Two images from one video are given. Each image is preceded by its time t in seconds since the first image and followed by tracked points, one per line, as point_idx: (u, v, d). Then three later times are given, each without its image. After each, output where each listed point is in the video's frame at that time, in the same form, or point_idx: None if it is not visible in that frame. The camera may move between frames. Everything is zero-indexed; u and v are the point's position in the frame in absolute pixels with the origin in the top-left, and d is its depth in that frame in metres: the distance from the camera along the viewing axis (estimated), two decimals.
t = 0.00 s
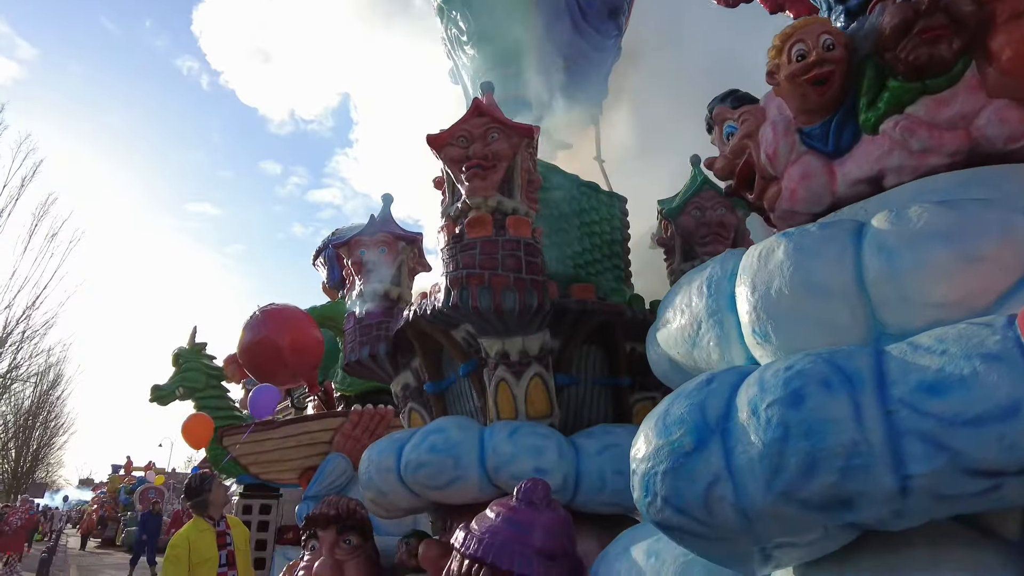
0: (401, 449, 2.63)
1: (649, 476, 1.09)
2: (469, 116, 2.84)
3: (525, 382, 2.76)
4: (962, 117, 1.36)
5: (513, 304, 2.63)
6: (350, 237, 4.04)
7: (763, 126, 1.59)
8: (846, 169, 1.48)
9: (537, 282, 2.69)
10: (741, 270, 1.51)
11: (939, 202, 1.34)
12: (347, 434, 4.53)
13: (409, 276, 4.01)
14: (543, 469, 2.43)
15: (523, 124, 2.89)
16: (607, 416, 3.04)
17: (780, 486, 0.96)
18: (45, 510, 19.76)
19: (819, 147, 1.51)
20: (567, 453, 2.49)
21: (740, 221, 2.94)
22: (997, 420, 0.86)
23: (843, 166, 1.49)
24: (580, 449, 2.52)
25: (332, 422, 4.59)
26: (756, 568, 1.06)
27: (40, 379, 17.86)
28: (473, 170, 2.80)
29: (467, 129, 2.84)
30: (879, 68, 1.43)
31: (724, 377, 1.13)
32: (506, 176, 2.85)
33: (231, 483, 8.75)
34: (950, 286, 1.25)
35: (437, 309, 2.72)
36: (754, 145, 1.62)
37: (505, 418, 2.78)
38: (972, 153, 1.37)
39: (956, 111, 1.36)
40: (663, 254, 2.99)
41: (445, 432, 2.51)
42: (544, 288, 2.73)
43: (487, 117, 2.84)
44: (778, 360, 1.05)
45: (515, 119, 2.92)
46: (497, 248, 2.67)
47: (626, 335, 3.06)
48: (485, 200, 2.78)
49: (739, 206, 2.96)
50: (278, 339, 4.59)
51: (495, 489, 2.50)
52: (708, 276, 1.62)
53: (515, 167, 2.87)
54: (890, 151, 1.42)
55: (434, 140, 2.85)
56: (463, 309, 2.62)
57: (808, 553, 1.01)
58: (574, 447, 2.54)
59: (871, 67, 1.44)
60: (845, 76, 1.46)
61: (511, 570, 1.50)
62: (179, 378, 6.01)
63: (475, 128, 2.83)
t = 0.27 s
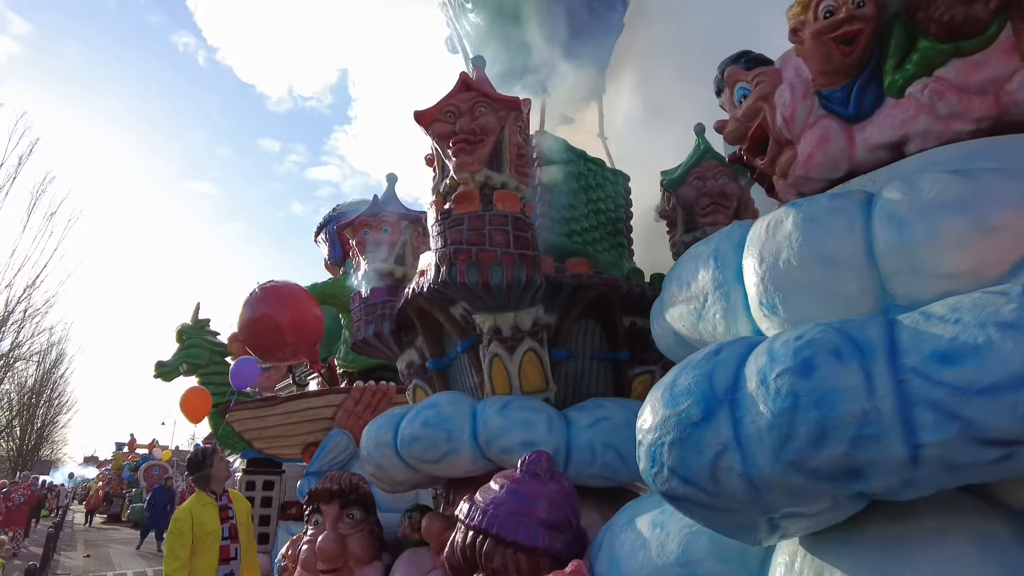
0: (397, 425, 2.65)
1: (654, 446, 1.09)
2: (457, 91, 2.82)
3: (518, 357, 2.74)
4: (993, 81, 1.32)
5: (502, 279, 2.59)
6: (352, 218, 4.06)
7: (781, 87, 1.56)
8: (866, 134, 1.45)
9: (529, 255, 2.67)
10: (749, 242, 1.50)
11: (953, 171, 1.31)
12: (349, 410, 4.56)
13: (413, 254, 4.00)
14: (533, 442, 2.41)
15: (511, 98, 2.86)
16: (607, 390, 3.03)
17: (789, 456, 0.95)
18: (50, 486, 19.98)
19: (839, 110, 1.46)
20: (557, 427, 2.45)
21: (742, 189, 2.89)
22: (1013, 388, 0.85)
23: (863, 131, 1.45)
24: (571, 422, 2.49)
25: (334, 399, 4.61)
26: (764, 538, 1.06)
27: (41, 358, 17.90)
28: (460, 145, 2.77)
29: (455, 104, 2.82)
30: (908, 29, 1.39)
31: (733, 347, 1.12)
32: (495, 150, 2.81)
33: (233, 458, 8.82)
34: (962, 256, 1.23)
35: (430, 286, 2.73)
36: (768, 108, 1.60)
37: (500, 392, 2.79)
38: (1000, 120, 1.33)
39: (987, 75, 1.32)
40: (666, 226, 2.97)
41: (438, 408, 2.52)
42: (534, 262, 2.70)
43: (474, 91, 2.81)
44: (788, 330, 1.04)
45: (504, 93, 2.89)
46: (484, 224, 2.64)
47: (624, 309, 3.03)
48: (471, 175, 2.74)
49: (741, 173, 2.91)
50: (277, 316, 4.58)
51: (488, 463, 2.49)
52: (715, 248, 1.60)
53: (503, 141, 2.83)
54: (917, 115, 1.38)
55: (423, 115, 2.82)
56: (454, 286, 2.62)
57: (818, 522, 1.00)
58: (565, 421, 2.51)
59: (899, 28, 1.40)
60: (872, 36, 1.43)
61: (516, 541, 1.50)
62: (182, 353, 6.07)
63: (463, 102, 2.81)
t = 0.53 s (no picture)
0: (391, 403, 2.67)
1: (652, 420, 1.08)
2: (442, 68, 2.83)
3: (507, 335, 2.75)
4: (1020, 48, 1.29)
5: (487, 257, 2.56)
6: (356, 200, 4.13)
7: (795, 51, 1.51)
8: (883, 101, 1.42)
9: (516, 233, 2.62)
10: (753, 216, 1.48)
11: (960, 142, 1.29)
12: (349, 388, 4.56)
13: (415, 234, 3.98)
14: (520, 420, 2.40)
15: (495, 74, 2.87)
16: (604, 366, 3.00)
17: (791, 428, 0.94)
18: (53, 465, 20.14)
19: (857, 76, 1.43)
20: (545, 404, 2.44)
21: (742, 160, 2.87)
22: (1020, 359, 0.84)
23: (881, 98, 1.42)
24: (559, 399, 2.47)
25: (334, 376, 4.61)
26: (767, 510, 1.05)
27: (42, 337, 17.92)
28: (444, 122, 2.78)
29: (441, 81, 2.84)
30: None
31: (735, 321, 1.11)
32: (481, 127, 2.82)
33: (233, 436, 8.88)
34: (968, 229, 1.21)
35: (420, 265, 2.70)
36: (782, 72, 1.55)
37: (492, 369, 2.82)
38: None
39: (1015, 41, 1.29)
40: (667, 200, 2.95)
41: (429, 387, 2.52)
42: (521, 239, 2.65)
43: (459, 68, 2.83)
44: (792, 303, 1.03)
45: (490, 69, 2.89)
46: (468, 202, 2.57)
47: (620, 284, 3.01)
48: (455, 153, 2.77)
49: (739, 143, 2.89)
50: (276, 294, 4.57)
51: (478, 440, 2.50)
52: (717, 223, 1.59)
53: (490, 118, 2.83)
54: (941, 81, 1.35)
55: (410, 93, 2.86)
56: (442, 265, 2.59)
57: (820, 494, 0.99)
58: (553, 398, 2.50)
59: None
60: None
61: (516, 515, 1.50)
62: (186, 329, 6.09)
63: (449, 79, 2.82)
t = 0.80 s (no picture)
0: (386, 380, 2.71)
1: (651, 392, 1.08)
2: (428, 46, 2.81)
3: (498, 313, 2.72)
4: None
5: (472, 237, 2.57)
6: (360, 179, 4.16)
7: (811, 13, 1.43)
8: (904, 68, 1.37)
9: (502, 211, 2.62)
10: (756, 191, 1.46)
11: (969, 114, 1.26)
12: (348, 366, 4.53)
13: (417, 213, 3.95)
14: (507, 397, 2.41)
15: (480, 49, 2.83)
16: (601, 344, 2.97)
17: (795, 402, 0.93)
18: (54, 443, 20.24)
19: (877, 40, 1.38)
20: (532, 380, 2.45)
21: (742, 131, 2.84)
22: None
23: (900, 64, 1.38)
24: (547, 374, 2.49)
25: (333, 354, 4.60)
26: (769, 485, 1.05)
27: (41, 318, 17.93)
28: (428, 99, 2.76)
29: (427, 58, 2.81)
30: None
31: (738, 295, 1.10)
32: (466, 104, 2.80)
33: (233, 415, 8.92)
34: (975, 202, 1.18)
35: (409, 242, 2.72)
36: (796, 36, 1.46)
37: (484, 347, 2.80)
38: None
39: None
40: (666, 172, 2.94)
41: (421, 365, 2.59)
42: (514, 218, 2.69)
43: (445, 44, 2.80)
44: (796, 276, 1.02)
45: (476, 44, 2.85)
46: (453, 180, 2.58)
47: (617, 261, 2.97)
48: (441, 131, 2.75)
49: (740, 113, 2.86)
50: (277, 271, 4.55)
51: (470, 417, 2.52)
52: (719, 198, 1.56)
53: (476, 94, 2.80)
54: (966, 48, 1.32)
55: (396, 72, 2.84)
56: (429, 244, 2.60)
57: (823, 469, 0.99)
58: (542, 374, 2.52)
59: None
60: None
61: (516, 491, 1.50)
62: (192, 307, 6.08)
63: (434, 56, 2.80)
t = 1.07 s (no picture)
0: (382, 360, 2.74)
1: (659, 366, 1.07)
2: (415, 23, 2.77)
3: (491, 292, 2.75)
4: None
5: (460, 216, 2.58)
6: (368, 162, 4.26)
7: None
8: (939, 35, 1.31)
9: (490, 188, 2.61)
10: (765, 165, 1.44)
11: (986, 86, 1.23)
12: (345, 346, 4.59)
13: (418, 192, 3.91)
14: (497, 375, 2.42)
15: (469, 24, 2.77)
16: (599, 323, 2.97)
17: (808, 378, 0.92)
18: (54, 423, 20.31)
19: (904, 4, 1.31)
20: (522, 358, 2.49)
21: (742, 101, 2.78)
22: None
23: (928, 31, 1.31)
24: (537, 353, 2.54)
25: (329, 334, 4.62)
26: (779, 462, 1.04)
27: (38, 298, 17.88)
28: (415, 77, 2.71)
29: (415, 36, 2.78)
30: None
31: (749, 271, 1.08)
32: (455, 80, 2.74)
33: (233, 394, 8.95)
34: (990, 177, 1.16)
35: (400, 222, 2.74)
36: None
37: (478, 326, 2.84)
38: None
39: None
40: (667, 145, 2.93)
41: (414, 345, 2.59)
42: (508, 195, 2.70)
43: (432, 21, 2.75)
44: (810, 250, 0.99)
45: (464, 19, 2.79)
46: (440, 158, 2.58)
47: (615, 238, 2.93)
48: (428, 109, 2.71)
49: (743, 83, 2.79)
50: (270, 254, 4.53)
51: (462, 397, 2.54)
52: (727, 173, 1.54)
53: (464, 71, 2.74)
54: (999, 14, 1.27)
55: (384, 51, 2.81)
56: (419, 224, 2.62)
57: (835, 445, 0.98)
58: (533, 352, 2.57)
59: None
60: None
61: (521, 468, 1.49)
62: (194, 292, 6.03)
63: (422, 34, 2.77)
